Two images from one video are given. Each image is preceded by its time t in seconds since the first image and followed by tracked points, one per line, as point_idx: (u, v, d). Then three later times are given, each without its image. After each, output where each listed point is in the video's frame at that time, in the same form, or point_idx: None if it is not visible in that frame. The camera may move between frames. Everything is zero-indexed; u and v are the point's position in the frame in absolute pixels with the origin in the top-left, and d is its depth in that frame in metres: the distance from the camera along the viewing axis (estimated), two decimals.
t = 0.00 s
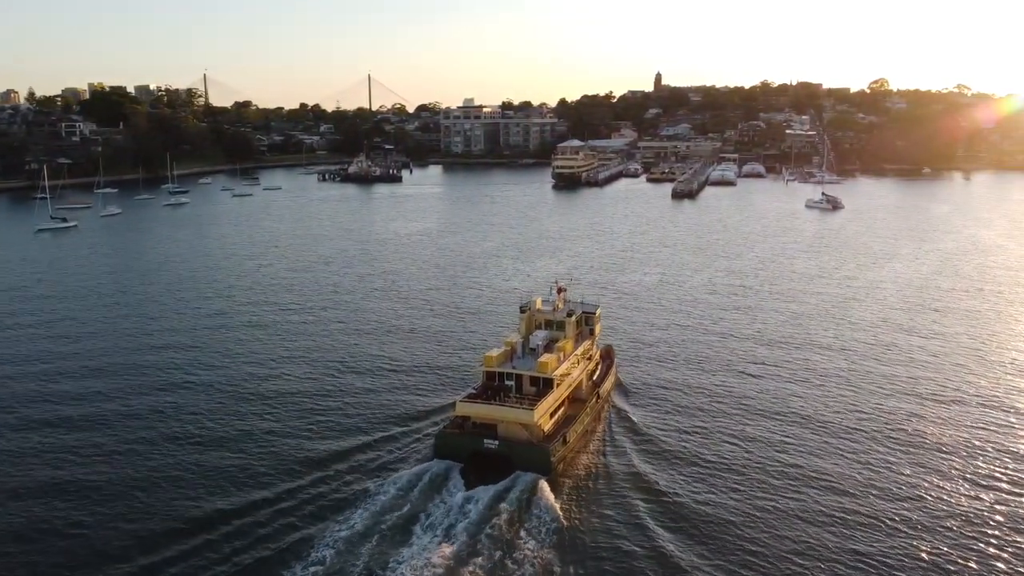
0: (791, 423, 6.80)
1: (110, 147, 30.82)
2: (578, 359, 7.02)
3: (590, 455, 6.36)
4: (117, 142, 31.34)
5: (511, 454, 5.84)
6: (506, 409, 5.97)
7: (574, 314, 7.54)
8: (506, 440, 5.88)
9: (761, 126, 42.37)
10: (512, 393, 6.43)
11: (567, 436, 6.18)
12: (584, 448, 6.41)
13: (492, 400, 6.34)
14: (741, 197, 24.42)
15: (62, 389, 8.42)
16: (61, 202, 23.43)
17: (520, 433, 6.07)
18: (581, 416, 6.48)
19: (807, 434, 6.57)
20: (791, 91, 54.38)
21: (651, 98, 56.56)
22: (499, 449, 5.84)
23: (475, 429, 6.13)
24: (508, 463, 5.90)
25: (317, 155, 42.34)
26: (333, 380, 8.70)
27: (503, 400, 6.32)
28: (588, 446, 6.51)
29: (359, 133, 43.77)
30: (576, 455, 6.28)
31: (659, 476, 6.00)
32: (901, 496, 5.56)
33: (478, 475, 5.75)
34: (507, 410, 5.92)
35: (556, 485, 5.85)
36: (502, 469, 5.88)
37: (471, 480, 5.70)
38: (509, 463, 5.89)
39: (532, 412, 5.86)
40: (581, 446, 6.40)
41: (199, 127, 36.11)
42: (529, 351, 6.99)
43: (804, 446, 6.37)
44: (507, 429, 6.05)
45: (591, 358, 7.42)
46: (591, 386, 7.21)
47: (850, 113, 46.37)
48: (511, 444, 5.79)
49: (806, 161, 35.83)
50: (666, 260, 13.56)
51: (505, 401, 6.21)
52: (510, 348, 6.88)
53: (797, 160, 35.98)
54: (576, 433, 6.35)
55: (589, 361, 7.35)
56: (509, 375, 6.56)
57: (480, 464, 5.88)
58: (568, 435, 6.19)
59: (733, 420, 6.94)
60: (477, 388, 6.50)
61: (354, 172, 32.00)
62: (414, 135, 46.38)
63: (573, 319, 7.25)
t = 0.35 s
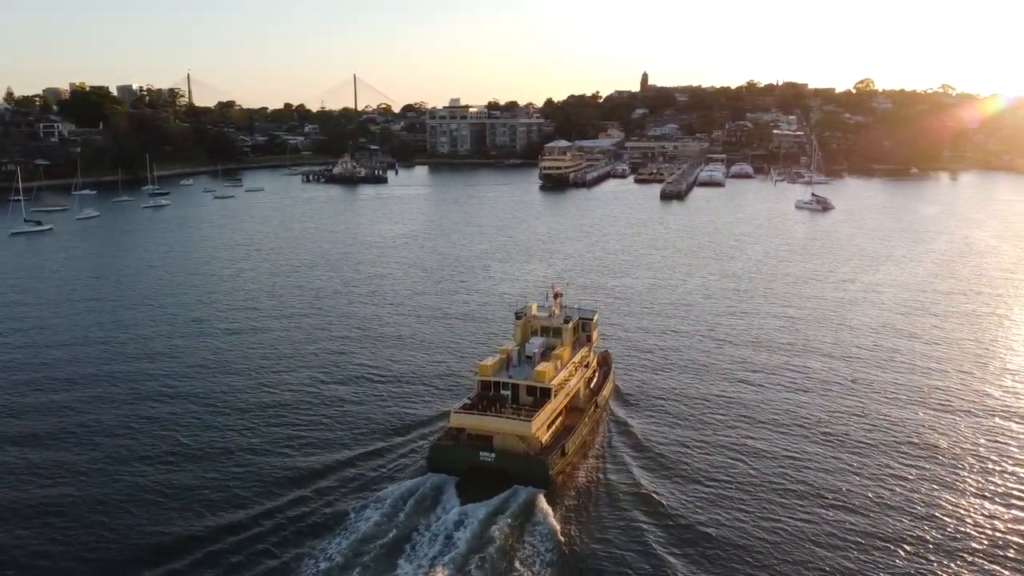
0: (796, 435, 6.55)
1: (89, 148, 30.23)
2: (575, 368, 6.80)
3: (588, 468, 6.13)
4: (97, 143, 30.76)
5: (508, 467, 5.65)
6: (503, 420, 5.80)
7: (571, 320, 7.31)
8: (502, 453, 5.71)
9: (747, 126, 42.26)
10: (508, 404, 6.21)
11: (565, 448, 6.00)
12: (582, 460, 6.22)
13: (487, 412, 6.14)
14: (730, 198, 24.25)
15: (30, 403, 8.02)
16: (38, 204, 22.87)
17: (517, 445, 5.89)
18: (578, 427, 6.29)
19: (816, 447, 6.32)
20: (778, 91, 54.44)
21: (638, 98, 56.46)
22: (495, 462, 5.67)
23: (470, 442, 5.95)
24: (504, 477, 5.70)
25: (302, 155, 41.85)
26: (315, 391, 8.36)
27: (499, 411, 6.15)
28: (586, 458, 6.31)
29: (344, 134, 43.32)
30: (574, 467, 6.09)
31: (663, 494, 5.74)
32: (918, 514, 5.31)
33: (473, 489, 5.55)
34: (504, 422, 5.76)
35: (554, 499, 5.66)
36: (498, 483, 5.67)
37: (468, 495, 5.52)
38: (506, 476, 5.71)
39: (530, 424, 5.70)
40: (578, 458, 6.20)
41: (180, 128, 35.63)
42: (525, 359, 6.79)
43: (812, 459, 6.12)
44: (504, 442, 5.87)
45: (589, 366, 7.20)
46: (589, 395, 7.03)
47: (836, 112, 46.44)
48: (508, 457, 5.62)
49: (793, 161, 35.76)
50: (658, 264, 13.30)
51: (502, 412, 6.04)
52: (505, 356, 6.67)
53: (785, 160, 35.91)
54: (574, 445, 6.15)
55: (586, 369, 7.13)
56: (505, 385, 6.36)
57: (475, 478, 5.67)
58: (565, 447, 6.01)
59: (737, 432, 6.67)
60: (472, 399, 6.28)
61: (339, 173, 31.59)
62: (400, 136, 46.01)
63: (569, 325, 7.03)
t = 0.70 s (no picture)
0: (805, 447, 6.31)
1: (68, 149, 29.66)
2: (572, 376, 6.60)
3: (588, 483, 5.90)
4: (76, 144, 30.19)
5: (505, 481, 5.40)
6: (498, 433, 5.52)
7: (567, 327, 7.12)
8: (499, 466, 5.44)
9: (735, 126, 42.16)
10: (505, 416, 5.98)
11: (564, 460, 5.78)
12: (581, 472, 6.00)
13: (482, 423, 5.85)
14: (719, 199, 24.05)
15: None
16: (13, 206, 22.32)
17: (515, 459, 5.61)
18: (577, 437, 6.06)
19: (826, 460, 6.08)
20: (764, 91, 54.44)
21: (625, 98, 56.31)
22: (492, 476, 5.42)
23: (465, 455, 5.67)
24: (501, 492, 5.48)
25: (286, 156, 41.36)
26: (300, 401, 8.05)
27: (496, 423, 5.89)
28: (586, 470, 6.07)
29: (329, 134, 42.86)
30: (574, 480, 5.86)
31: (672, 512, 5.49)
32: (935, 534, 5.08)
33: (469, 506, 5.32)
34: (500, 434, 5.48)
35: (554, 515, 5.43)
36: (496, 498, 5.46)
37: (464, 511, 5.29)
38: (504, 491, 5.47)
39: (527, 436, 5.43)
40: (579, 470, 5.98)
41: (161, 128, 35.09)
42: (521, 368, 6.59)
43: (822, 474, 5.88)
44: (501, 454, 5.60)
45: (587, 373, 6.99)
46: (587, 403, 6.80)
47: (822, 112, 46.48)
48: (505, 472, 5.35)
49: (781, 162, 35.67)
50: (650, 267, 13.03)
51: (499, 424, 5.78)
52: (501, 364, 6.52)
53: (773, 161, 35.81)
54: (574, 456, 5.93)
55: (584, 376, 6.92)
56: (502, 395, 6.14)
57: (471, 493, 5.46)
58: (565, 459, 5.78)
59: (744, 444, 6.43)
60: (467, 410, 6.08)
61: (323, 174, 31.17)
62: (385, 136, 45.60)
63: (566, 333, 6.88)
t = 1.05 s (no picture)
0: (813, 459, 6.12)
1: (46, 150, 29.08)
2: (570, 385, 6.40)
3: (589, 497, 5.71)
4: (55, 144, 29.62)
5: (502, 496, 5.23)
6: (495, 446, 5.38)
7: (565, 333, 6.87)
8: (496, 481, 5.28)
9: (722, 126, 42.05)
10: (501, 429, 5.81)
11: (563, 473, 5.60)
12: (580, 485, 5.83)
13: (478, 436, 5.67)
14: (708, 200, 23.84)
15: None
16: None
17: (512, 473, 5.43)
18: (576, 449, 5.90)
19: (836, 473, 5.90)
20: (751, 92, 54.39)
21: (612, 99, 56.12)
22: (489, 492, 5.24)
23: (461, 470, 5.50)
24: (499, 508, 5.31)
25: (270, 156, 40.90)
26: (285, 411, 7.79)
27: (492, 435, 5.72)
28: (585, 482, 5.90)
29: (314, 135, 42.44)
30: (573, 493, 5.69)
31: (678, 528, 5.29)
32: (951, 555, 4.89)
33: (465, 523, 5.17)
34: (496, 447, 5.34)
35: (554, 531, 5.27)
36: (493, 515, 5.29)
37: (461, 529, 5.12)
38: (501, 508, 5.30)
39: (524, 449, 5.28)
40: (577, 483, 5.81)
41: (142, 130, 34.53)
42: (518, 377, 6.38)
43: (833, 488, 5.69)
44: (498, 468, 5.44)
45: (584, 381, 6.78)
46: (585, 412, 6.61)
47: (809, 113, 46.44)
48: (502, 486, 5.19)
49: (769, 162, 35.52)
50: (641, 270, 12.77)
51: (495, 436, 5.61)
52: (497, 374, 6.28)
53: (761, 162, 35.66)
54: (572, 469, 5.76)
55: (581, 385, 6.72)
56: (498, 406, 5.96)
57: (468, 510, 5.28)
58: (564, 472, 5.60)
59: (750, 455, 6.23)
60: (463, 422, 5.90)
61: (307, 175, 30.76)
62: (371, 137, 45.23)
63: (563, 341, 6.64)
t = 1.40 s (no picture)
0: (821, 472, 5.89)
1: (24, 151, 28.46)
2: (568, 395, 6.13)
3: (588, 515, 5.49)
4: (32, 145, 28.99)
5: (499, 513, 5.02)
6: (491, 460, 5.13)
7: (563, 341, 6.56)
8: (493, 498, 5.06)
9: (709, 126, 41.91)
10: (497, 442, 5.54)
11: (561, 490, 5.36)
12: (578, 501, 5.59)
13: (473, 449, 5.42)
14: (697, 201, 23.61)
15: None
16: None
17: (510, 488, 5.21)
18: (574, 462, 5.66)
19: (845, 487, 5.67)
20: (738, 92, 54.33)
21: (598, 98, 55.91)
22: (485, 509, 5.03)
23: (455, 485, 5.27)
24: (496, 525, 5.12)
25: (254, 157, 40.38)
26: (268, 423, 7.48)
27: (488, 447, 5.47)
28: (583, 498, 5.67)
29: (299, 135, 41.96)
30: (571, 510, 5.47)
31: (684, 551, 5.04)
32: None
33: (461, 543, 4.98)
34: (492, 462, 5.09)
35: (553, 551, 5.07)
36: (489, 532, 5.11)
37: (457, 549, 4.94)
38: (498, 525, 5.10)
39: (522, 465, 5.04)
40: (575, 500, 5.59)
41: (122, 131, 33.93)
42: (514, 387, 6.09)
43: (844, 503, 5.46)
44: (495, 483, 5.21)
45: (582, 391, 6.51)
46: (582, 423, 6.35)
47: (796, 113, 46.41)
48: (499, 503, 4.98)
49: (757, 163, 35.40)
50: (633, 274, 12.48)
51: (491, 450, 5.36)
52: (492, 385, 5.98)
53: (748, 162, 35.54)
54: (570, 484, 5.53)
55: (579, 394, 6.45)
56: (494, 418, 5.68)
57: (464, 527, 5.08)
58: (562, 489, 5.37)
59: (756, 468, 6.00)
60: (457, 434, 5.63)
61: (291, 176, 30.32)
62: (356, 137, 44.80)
63: (561, 349, 6.33)
